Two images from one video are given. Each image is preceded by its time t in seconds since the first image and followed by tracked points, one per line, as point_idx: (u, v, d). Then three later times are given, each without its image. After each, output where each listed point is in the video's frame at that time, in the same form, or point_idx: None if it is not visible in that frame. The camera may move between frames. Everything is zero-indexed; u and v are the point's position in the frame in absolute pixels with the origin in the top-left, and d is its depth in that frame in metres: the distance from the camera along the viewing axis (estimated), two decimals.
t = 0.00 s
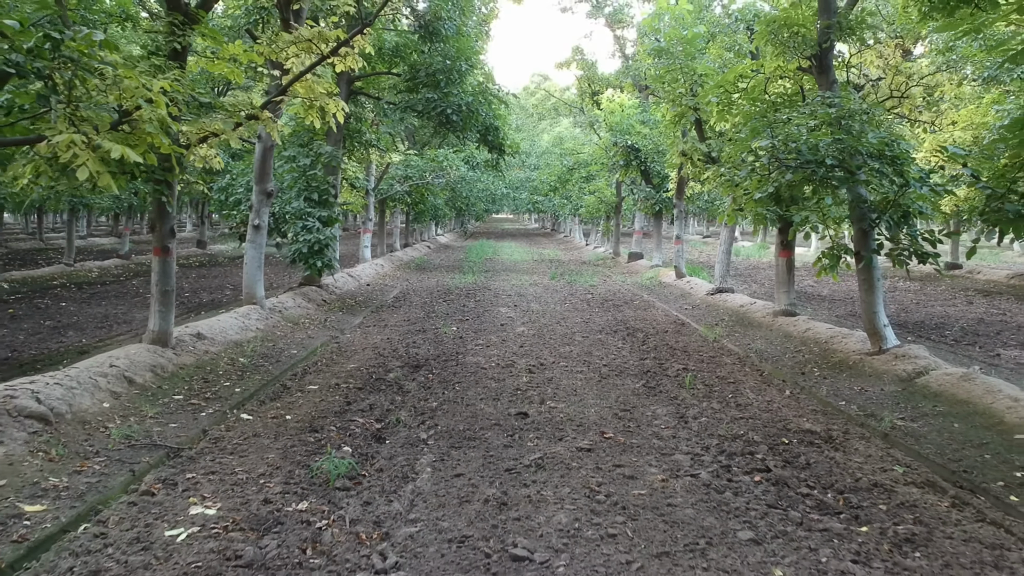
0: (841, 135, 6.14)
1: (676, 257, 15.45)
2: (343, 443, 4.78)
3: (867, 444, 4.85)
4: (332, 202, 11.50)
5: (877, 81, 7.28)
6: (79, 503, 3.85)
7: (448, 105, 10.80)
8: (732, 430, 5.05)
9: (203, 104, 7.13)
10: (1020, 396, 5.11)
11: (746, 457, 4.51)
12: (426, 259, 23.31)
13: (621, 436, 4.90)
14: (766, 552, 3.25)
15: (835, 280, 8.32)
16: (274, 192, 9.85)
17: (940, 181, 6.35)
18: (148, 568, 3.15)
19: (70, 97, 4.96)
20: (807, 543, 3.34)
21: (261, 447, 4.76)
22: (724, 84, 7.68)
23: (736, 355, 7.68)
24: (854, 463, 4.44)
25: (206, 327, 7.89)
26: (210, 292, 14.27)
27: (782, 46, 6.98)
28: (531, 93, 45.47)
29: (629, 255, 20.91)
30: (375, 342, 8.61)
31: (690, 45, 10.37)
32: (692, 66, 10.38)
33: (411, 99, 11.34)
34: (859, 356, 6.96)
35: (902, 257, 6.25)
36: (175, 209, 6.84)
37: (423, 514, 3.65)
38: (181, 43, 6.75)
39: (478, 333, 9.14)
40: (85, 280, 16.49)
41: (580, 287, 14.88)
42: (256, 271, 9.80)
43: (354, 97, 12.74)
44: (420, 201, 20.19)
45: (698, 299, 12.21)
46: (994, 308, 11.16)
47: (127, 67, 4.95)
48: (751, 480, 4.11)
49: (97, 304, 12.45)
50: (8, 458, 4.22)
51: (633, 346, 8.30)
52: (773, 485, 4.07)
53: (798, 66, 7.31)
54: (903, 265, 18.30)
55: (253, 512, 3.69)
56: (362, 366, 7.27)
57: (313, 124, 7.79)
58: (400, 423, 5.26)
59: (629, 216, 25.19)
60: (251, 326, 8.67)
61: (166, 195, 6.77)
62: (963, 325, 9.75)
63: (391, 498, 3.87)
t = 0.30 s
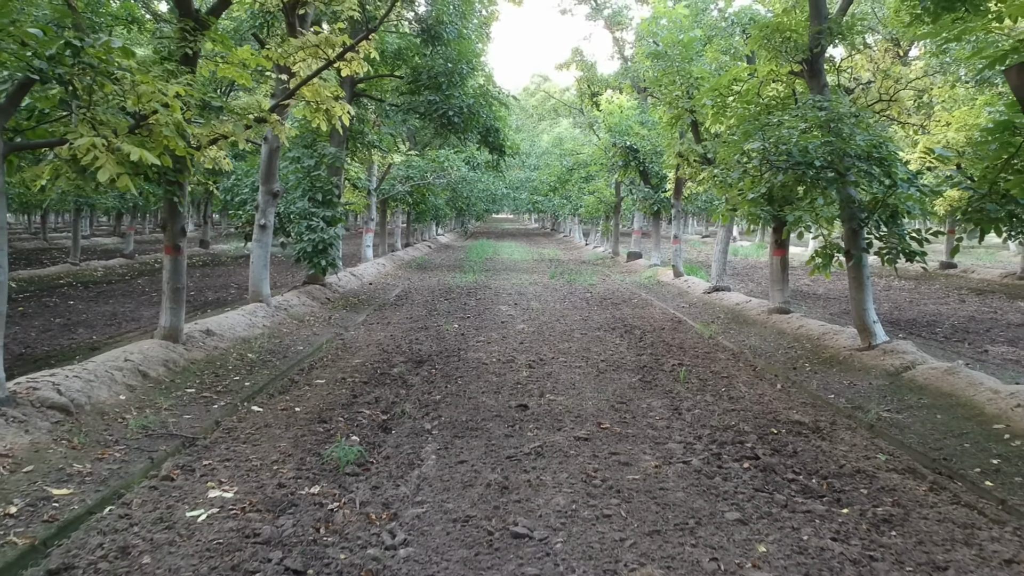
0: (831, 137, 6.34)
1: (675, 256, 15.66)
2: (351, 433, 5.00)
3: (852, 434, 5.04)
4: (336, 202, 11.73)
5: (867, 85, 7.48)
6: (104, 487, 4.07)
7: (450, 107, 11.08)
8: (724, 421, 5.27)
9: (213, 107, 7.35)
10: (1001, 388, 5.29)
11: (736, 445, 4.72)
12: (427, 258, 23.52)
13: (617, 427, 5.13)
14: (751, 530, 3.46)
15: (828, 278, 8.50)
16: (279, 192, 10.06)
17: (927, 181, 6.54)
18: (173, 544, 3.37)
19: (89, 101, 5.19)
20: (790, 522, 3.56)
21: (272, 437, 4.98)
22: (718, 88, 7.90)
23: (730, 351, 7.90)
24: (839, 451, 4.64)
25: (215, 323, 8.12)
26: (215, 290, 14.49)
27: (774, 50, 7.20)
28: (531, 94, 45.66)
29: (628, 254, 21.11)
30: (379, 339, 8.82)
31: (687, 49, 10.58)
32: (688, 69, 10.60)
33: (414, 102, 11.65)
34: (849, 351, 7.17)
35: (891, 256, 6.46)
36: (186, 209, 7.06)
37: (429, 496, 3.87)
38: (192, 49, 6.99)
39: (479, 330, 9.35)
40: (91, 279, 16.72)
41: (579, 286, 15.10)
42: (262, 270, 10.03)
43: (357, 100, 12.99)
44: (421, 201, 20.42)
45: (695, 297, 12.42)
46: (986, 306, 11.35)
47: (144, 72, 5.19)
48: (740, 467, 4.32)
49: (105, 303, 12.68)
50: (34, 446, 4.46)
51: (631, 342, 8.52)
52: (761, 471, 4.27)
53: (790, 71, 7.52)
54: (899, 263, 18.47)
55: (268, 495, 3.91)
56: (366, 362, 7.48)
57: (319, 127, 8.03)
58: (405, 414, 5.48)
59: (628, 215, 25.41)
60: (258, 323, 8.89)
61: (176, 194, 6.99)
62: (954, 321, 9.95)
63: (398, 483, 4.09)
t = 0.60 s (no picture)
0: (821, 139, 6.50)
1: (673, 256, 15.88)
2: (359, 423, 5.22)
3: (840, 424, 5.22)
4: (340, 202, 11.95)
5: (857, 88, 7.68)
6: (125, 472, 4.33)
7: (451, 109, 11.28)
8: (716, 412, 5.48)
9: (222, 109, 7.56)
10: (984, 380, 5.44)
11: (727, 434, 4.92)
12: (428, 258, 23.74)
13: (613, 417, 5.35)
14: (738, 511, 3.65)
15: (822, 277, 8.70)
16: (285, 192, 10.27)
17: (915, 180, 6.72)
18: (195, 523, 3.62)
19: (103, 105, 5.40)
20: (774, 503, 3.76)
21: (284, 427, 5.20)
22: (713, 91, 8.12)
23: (725, 347, 8.12)
24: (825, 440, 4.82)
25: (224, 320, 8.37)
26: (220, 289, 14.73)
27: (767, 55, 7.37)
28: (531, 94, 45.85)
29: (627, 254, 21.31)
30: (382, 335, 9.03)
31: (684, 51, 10.78)
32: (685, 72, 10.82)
33: (415, 103, 11.75)
34: (840, 347, 7.35)
35: (881, 254, 6.65)
36: (196, 209, 7.28)
37: (434, 480, 4.09)
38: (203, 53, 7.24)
39: (480, 327, 9.56)
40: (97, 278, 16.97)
41: (578, 285, 15.31)
42: (268, 268, 10.26)
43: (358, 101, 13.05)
44: (423, 201, 20.64)
45: (693, 296, 12.63)
46: (978, 304, 11.53)
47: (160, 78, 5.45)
48: (730, 454, 4.51)
49: (113, 301, 12.93)
50: (57, 434, 4.79)
51: (628, 339, 8.75)
52: (750, 458, 4.47)
53: (783, 75, 7.72)
54: (896, 263, 18.63)
55: (282, 480, 4.14)
56: (371, 357, 7.70)
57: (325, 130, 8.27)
58: (410, 406, 5.69)
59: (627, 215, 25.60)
60: (265, 320, 9.13)
61: (187, 194, 7.20)
62: (946, 319, 10.14)
63: (405, 468, 4.31)
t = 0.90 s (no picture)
0: (811, 142, 6.70)
1: (671, 255, 16.09)
2: (365, 414, 5.45)
3: (827, 415, 5.41)
4: (343, 202, 12.20)
5: (848, 93, 7.87)
6: (144, 460, 4.58)
7: (453, 111, 11.48)
8: (709, 404, 5.70)
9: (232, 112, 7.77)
10: (968, 374, 5.57)
11: (718, 425, 5.14)
12: (430, 257, 23.96)
13: (609, 409, 5.57)
14: (726, 494, 3.86)
15: (816, 276, 8.88)
16: (290, 192, 10.50)
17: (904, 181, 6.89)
18: (214, 505, 3.86)
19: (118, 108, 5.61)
20: (760, 487, 3.96)
21: (294, 418, 5.43)
22: (708, 94, 8.32)
23: (720, 344, 8.34)
24: (812, 430, 5.01)
25: (232, 317, 8.61)
26: (225, 288, 14.98)
27: (761, 59, 7.53)
28: (532, 95, 46.04)
29: (626, 253, 21.53)
30: (386, 333, 9.25)
31: (680, 55, 11.00)
32: (682, 75, 11.04)
33: (418, 105, 11.93)
34: (831, 343, 7.56)
35: (870, 254, 6.84)
36: (205, 209, 7.50)
37: (439, 466, 4.32)
38: (212, 58, 7.48)
39: (481, 325, 9.78)
40: (103, 277, 17.21)
41: (578, 284, 15.54)
42: (274, 267, 10.50)
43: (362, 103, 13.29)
44: (424, 201, 20.87)
45: (690, 294, 12.84)
46: (969, 302, 11.74)
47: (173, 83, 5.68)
48: (720, 444, 4.72)
49: (120, 299, 13.17)
50: (78, 424, 5.13)
51: (626, 335, 8.98)
52: (739, 447, 4.67)
53: (776, 78, 7.91)
54: (892, 262, 18.82)
55: (293, 466, 4.37)
56: (375, 353, 7.91)
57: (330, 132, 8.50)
58: (414, 399, 5.91)
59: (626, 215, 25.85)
60: (271, 318, 9.36)
61: (196, 194, 7.41)
62: (937, 316, 10.35)
63: (410, 456, 4.53)
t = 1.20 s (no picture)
0: (803, 144, 6.90)
1: (670, 254, 16.27)
2: (372, 407, 5.67)
3: (817, 408, 5.60)
4: (348, 202, 12.43)
5: (841, 96, 8.07)
6: (163, 449, 4.84)
7: (456, 113, 11.70)
8: (703, 398, 5.91)
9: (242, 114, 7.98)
10: (953, 369, 5.73)
11: (711, 417, 5.35)
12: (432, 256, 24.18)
13: (607, 402, 5.80)
14: (716, 480, 4.07)
15: (811, 275, 9.06)
16: (296, 193, 10.71)
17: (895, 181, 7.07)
18: (232, 489, 4.11)
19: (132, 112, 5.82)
20: (749, 473, 4.17)
21: (304, 410, 5.65)
22: (704, 98, 8.51)
23: (716, 341, 8.54)
24: (801, 422, 5.21)
25: (240, 315, 8.84)
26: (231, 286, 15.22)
27: (756, 63, 7.66)
28: (533, 95, 46.24)
29: (627, 253, 21.72)
30: (390, 330, 9.46)
31: (678, 59, 11.22)
32: (681, 78, 11.25)
33: (420, 107, 12.16)
34: (824, 339, 7.75)
35: (861, 252, 7.03)
36: (214, 209, 7.72)
37: (444, 454, 4.54)
38: (223, 63, 7.72)
39: (483, 323, 9.98)
40: (110, 276, 17.46)
41: (578, 283, 15.74)
42: (280, 266, 10.73)
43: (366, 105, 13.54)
44: (426, 201, 21.09)
45: (689, 293, 13.04)
46: (963, 301, 11.92)
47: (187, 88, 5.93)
48: (713, 434, 4.93)
49: (128, 298, 13.42)
50: (99, 415, 5.41)
51: (625, 333, 9.20)
52: (731, 437, 4.88)
53: (771, 82, 8.07)
54: (890, 262, 18.96)
55: (305, 454, 4.60)
56: (380, 350, 8.12)
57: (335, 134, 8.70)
58: (419, 392, 6.13)
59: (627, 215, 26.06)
60: (278, 315, 9.59)
61: (206, 194, 7.63)
62: (931, 313, 10.54)
63: (417, 445, 4.75)
